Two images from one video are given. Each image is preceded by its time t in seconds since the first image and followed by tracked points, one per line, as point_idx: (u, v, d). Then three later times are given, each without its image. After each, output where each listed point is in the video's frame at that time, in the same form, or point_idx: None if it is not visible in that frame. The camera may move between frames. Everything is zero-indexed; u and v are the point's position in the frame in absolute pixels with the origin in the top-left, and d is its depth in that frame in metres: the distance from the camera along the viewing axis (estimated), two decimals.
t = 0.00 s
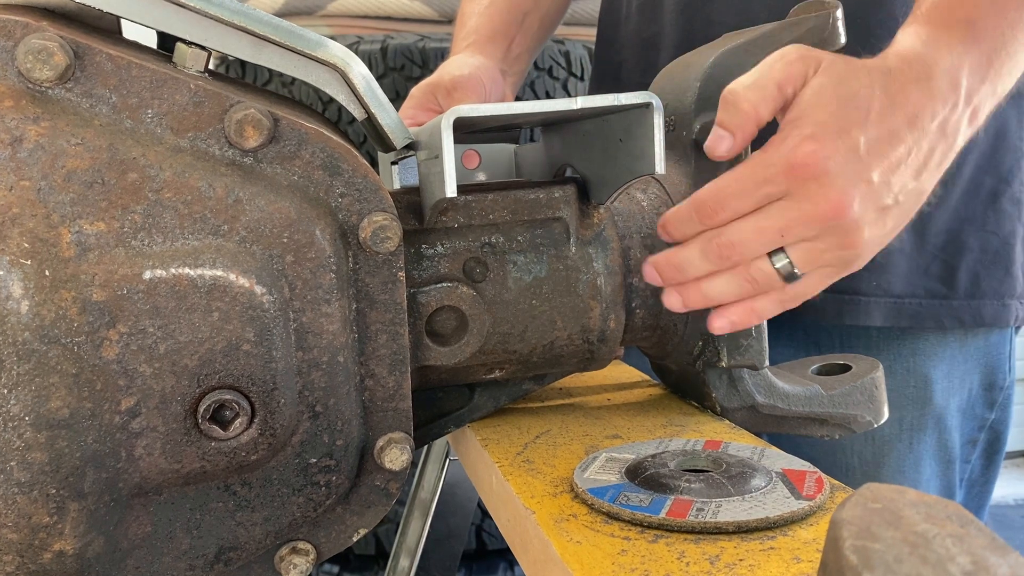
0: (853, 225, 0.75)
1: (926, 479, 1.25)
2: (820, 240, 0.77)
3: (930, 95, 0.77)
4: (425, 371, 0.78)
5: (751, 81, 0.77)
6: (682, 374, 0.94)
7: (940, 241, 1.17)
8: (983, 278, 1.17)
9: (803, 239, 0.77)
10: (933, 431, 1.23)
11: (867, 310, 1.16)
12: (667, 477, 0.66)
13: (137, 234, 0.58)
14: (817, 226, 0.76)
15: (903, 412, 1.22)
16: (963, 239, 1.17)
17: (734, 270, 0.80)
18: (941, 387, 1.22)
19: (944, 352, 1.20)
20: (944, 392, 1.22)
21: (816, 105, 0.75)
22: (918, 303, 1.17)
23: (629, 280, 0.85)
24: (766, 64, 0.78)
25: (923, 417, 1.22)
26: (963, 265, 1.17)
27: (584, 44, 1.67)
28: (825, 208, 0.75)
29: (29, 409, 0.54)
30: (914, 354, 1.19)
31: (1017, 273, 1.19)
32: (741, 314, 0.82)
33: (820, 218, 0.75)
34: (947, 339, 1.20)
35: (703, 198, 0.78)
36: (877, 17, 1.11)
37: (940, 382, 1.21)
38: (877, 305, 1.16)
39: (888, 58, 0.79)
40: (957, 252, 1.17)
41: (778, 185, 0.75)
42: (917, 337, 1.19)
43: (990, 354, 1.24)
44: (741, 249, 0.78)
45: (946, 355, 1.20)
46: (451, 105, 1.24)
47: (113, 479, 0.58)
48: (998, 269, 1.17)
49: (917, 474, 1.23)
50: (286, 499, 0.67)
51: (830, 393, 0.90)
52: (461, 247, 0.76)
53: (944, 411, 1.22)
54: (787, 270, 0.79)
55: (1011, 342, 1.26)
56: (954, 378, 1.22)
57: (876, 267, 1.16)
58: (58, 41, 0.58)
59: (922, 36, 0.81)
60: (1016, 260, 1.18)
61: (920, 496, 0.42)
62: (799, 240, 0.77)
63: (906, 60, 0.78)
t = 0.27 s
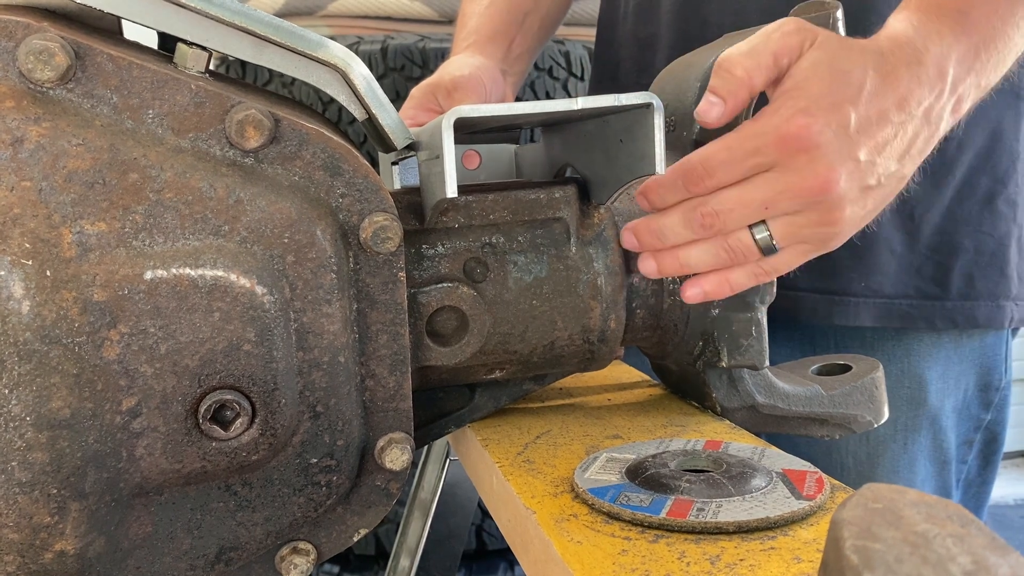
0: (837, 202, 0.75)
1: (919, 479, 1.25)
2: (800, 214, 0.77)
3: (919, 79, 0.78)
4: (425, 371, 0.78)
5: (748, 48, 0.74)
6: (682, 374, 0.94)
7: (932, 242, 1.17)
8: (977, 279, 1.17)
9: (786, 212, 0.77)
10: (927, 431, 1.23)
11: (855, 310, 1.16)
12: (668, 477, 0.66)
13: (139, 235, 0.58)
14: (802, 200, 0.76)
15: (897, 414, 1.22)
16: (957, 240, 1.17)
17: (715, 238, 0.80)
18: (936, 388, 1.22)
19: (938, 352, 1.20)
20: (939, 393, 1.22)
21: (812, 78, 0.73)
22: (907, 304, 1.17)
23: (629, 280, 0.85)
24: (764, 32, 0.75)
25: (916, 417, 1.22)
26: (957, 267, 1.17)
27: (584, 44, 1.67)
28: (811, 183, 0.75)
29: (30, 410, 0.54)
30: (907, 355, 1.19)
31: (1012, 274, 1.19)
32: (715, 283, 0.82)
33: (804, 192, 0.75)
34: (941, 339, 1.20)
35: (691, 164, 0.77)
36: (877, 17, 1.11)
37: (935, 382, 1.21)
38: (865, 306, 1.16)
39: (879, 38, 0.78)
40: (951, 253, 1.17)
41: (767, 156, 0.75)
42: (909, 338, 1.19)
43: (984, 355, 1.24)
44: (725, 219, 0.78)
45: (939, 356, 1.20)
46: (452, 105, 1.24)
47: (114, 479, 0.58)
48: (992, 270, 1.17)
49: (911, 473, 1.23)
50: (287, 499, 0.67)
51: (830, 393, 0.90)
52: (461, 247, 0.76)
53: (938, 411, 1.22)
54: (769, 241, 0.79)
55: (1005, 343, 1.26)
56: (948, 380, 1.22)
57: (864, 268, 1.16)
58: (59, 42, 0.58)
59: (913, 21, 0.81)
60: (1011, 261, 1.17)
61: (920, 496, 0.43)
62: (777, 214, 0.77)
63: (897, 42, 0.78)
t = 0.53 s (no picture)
0: (858, 216, 0.77)
1: (923, 479, 1.25)
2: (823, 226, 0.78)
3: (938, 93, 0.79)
4: (425, 372, 0.78)
5: (783, 54, 0.74)
6: (682, 374, 0.94)
7: (934, 242, 1.18)
8: (981, 279, 1.17)
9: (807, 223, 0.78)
10: (930, 431, 1.23)
11: (861, 311, 1.16)
12: (668, 477, 0.66)
13: (139, 235, 0.58)
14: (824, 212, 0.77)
15: (899, 413, 1.22)
16: (959, 240, 1.17)
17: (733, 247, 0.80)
18: (938, 388, 1.22)
19: (942, 352, 1.20)
20: (941, 392, 1.22)
21: (844, 91, 0.74)
22: (912, 305, 1.17)
23: (629, 280, 0.85)
24: (798, 39, 0.75)
25: (919, 417, 1.22)
26: (960, 267, 1.17)
27: (583, 45, 1.67)
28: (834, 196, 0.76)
29: (31, 409, 0.54)
30: (911, 355, 1.19)
31: (1013, 274, 1.19)
32: (728, 287, 0.82)
33: (828, 206, 0.76)
34: (944, 339, 1.20)
35: (717, 173, 0.77)
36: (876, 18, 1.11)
37: (937, 382, 1.21)
38: (870, 306, 1.16)
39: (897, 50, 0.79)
40: (953, 253, 1.17)
41: (795, 168, 0.75)
42: (914, 337, 1.19)
43: (987, 355, 1.24)
44: (748, 229, 0.79)
45: (942, 355, 1.20)
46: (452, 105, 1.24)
47: (115, 479, 0.58)
48: (994, 270, 1.17)
49: (914, 474, 1.23)
50: (287, 499, 0.67)
51: (830, 393, 0.90)
52: (461, 247, 0.76)
53: (940, 411, 1.22)
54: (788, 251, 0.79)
55: (1008, 343, 1.26)
56: (951, 380, 1.22)
57: (870, 269, 1.16)
58: (59, 42, 0.58)
59: (930, 33, 0.81)
60: (1013, 261, 1.18)
61: (920, 496, 0.43)
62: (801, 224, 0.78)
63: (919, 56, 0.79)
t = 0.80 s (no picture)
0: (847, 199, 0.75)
1: (928, 480, 1.25)
2: (823, 216, 0.68)
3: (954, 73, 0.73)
4: (428, 372, 0.78)
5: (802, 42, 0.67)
6: (684, 375, 0.94)
7: (939, 243, 1.18)
8: (985, 280, 1.17)
9: (813, 217, 0.68)
10: (936, 431, 1.23)
11: (865, 312, 1.16)
12: (671, 478, 0.66)
13: (143, 235, 0.58)
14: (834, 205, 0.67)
15: (904, 413, 1.21)
16: (964, 240, 1.17)
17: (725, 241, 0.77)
18: (944, 388, 1.21)
19: (948, 352, 1.20)
20: (947, 392, 1.22)
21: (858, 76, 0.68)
22: (919, 306, 1.17)
23: (632, 281, 0.85)
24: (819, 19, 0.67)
25: (925, 416, 1.21)
26: (964, 267, 1.17)
27: (584, 45, 1.67)
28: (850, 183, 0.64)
29: (35, 410, 0.54)
30: (917, 355, 1.19)
31: (1017, 274, 1.19)
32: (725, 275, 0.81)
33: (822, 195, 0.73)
34: (949, 339, 1.20)
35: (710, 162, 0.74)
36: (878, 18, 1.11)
37: (942, 382, 1.21)
38: (875, 307, 1.16)
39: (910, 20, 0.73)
40: (958, 253, 1.17)
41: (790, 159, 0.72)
42: (920, 336, 1.19)
43: (991, 355, 1.23)
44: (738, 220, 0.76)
45: (949, 355, 1.20)
46: (451, 105, 1.24)
47: (119, 479, 0.58)
48: (998, 270, 1.17)
49: (919, 474, 1.24)
50: (290, 499, 0.67)
51: (832, 393, 0.90)
52: (464, 248, 0.76)
53: (946, 411, 1.22)
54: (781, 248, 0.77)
55: (1012, 343, 1.26)
56: (956, 380, 1.22)
57: (876, 271, 1.16)
58: (64, 43, 0.58)
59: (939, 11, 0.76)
60: (1016, 261, 1.18)
61: (926, 497, 0.43)
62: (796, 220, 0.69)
63: (957, 13, 0.69)
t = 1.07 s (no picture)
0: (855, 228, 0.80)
1: (924, 479, 1.25)
2: (829, 258, 0.76)
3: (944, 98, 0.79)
4: (426, 371, 0.78)
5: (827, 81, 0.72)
6: (683, 374, 0.94)
7: (934, 244, 1.18)
8: (979, 281, 1.17)
9: (823, 259, 0.77)
10: (930, 431, 1.23)
11: (861, 313, 1.17)
12: (669, 476, 0.66)
13: (141, 235, 0.58)
14: (839, 251, 0.75)
15: (901, 413, 1.22)
16: (958, 241, 1.18)
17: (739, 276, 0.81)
18: (938, 388, 1.22)
19: (941, 352, 1.20)
20: (941, 393, 1.22)
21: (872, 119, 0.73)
22: (912, 308, 1.18)
23: (630, 280, 0.85)
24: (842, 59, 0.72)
25: (920, 416, 1.22)
26: (958, 268, 1.17)
27: (583, 45, 1.67)
28: (853, 232, 0.73)
29: (34, 409, 0.54)
30: (912, 355, 1.19)
31: (1011, 275, 1.19)
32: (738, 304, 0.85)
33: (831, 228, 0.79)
34: (943, 339, 1.20)
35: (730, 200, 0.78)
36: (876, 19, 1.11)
37: (937, 382, 1.22)
38: (866, 309, 1.17)
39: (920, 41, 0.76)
40: (952, 254, 1.18)
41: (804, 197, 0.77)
42: (916, 336, 1.19)
43: (986, 355, 1.24)
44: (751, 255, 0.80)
45: (942, 356, 1.20)
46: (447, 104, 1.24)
47: (117, 479, 0.58)
48: (991, 271, 1.17)
49: (915, 473, 1.23)
50: (289, 498, 0.67)
51: (830, 393, 0.90)
52: (462, 248, 0.76)
53: (941, 411, 1.22)
54: (790, 278, 0.82)
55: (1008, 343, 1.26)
56: (949, 380, 1.23)
57: (869, 274, 1.16)
58: (62, 42, 0.58)
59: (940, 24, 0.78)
60: (1010, 262, 1.18)
61: (921, 495, 0.43)
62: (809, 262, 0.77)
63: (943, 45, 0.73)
